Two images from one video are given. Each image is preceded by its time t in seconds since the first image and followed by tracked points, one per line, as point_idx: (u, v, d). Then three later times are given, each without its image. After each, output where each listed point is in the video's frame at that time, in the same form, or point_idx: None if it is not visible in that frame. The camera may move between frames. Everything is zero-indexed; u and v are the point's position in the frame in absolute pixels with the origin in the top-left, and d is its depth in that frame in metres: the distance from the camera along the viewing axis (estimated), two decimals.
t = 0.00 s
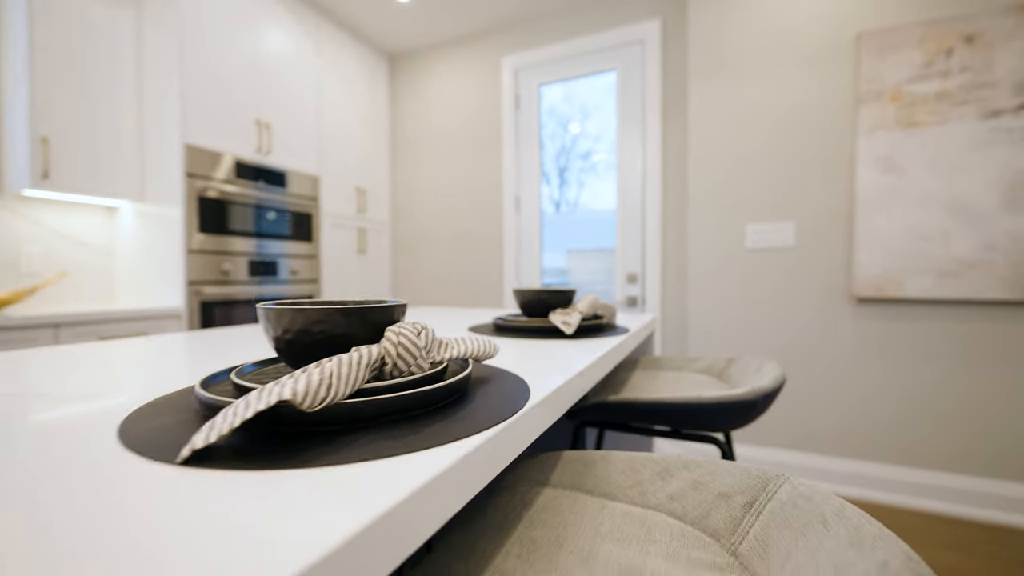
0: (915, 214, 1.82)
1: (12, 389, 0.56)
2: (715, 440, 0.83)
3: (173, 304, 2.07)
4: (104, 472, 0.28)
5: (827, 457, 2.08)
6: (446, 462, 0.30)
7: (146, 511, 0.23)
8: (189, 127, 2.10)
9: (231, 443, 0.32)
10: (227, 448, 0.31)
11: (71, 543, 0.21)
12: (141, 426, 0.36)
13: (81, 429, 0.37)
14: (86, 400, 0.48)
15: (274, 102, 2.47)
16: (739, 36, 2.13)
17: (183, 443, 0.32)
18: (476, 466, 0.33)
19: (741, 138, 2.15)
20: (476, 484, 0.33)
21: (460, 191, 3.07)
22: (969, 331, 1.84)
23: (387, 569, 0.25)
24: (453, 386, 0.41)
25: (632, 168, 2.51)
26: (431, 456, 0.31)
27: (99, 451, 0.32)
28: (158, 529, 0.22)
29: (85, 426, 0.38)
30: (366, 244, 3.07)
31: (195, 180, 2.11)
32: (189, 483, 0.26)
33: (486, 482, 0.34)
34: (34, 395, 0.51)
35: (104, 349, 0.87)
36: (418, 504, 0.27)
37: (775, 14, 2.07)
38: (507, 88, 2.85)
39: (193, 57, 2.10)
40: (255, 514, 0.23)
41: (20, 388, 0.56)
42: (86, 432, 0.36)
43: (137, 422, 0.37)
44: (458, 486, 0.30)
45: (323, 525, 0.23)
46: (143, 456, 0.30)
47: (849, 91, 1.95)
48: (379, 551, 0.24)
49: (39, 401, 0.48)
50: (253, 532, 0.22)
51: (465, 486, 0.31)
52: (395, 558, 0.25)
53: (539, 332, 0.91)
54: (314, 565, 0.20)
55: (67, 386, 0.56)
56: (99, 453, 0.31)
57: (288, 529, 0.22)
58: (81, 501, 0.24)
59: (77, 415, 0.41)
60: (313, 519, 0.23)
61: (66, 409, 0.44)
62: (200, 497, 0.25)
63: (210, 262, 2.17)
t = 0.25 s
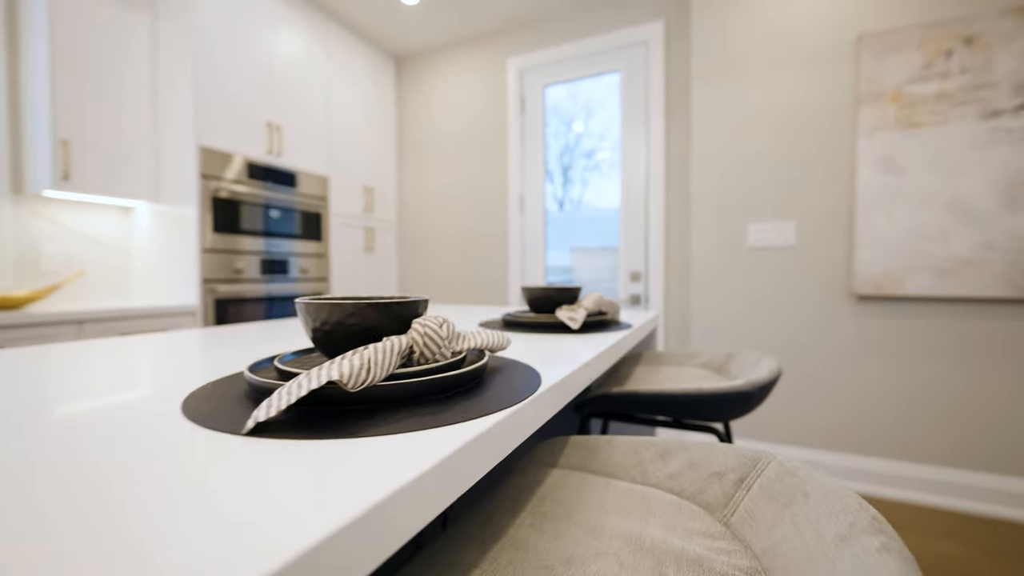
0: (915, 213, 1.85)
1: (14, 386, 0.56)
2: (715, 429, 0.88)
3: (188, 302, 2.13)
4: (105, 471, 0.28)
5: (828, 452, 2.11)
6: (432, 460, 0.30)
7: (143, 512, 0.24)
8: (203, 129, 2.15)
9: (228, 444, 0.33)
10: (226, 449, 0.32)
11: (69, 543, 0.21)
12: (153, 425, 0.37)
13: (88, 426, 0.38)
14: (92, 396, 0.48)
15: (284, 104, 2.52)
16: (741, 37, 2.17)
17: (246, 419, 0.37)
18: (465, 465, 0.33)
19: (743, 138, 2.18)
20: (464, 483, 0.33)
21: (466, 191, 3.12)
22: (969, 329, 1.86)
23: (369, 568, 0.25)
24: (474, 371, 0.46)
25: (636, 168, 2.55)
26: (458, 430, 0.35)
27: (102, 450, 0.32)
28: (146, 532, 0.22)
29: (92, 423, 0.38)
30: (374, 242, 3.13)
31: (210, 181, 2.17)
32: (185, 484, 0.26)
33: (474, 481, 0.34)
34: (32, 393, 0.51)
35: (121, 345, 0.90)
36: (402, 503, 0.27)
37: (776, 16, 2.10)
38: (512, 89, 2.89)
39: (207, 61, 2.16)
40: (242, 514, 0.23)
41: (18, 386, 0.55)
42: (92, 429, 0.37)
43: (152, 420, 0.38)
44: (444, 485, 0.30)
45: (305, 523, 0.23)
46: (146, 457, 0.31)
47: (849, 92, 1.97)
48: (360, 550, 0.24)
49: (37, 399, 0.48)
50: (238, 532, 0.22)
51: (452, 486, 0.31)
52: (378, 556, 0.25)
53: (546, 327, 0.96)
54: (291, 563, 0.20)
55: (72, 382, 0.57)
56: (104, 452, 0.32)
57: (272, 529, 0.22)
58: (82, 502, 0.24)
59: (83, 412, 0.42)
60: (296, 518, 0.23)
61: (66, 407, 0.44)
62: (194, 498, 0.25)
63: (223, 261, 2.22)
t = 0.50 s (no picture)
0: (914, 213, 1.89)
1: (24, 384, 0.56)
2: (715, 419, 0.93)
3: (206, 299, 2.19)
4: (104, 471, 0.28)
5: (830, 447, 2.13)
6: (422, 455, 0.30)
7: (144, 512, 0.23)
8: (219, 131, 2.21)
9: (227, 444, 0.33)
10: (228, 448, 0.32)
11: (69, 543, 0.21)
12: (158, 422, 0.37)
13: (95, 423, 0.38)
14: (104, 392, 0.49)
15: (296, 107, 2.58)
16: (744, 40, 2.21)
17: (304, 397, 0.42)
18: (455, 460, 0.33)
19: (745, 139, 2.22)
20: (454, 479, 0.33)
21: (472, 191, 3.17)
22: (968, 326, 1.88)
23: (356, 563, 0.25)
24: (493, 359, 0.51)
25: (640, 168, 2.59)
26: (481, 410, 0.40)
27: (102, 449, 0.32)
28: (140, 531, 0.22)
29: (100, 422, 0.38)
30: (383, 241, 3.19)
31: (226, 182, 2.23)
32: (185, 484, 0.26)
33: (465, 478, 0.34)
34: (38, 391, 0.51)
35: (145, 342, 0.94)
36: (391, 499, 0.27)
37: (778, 19, 2.13)
38: (518, 91, 2.94)
39: (222, 66, 2.22)
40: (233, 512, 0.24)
41: (23, 385, 0.56)
42: (98, 427, 0.37)
43: (162, 417, 0.39)
44: (433, 481, 0.31)
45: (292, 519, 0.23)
46: (149, 455, 0.30)
47: (850, 93, 2.01)
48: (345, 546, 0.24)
49: (42, 397, 0.48)
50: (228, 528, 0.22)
51: (442, 482, 0.32)
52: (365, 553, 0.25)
53: (554, 323, 1.02)
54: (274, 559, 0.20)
55: (83, 379, 0.58)
56: (104, 452, 0.31)
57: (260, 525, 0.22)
58: (82, 502, 0.24)
59: (90, 409, 0.42)
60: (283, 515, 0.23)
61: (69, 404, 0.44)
62: (195, 497, 0.25)
63: (238, 260, 2.28)
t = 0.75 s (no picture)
0: (913, 213, 1.92)
1: (41, 381, 0.58)
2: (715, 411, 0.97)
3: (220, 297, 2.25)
4: (105, 471, 0.29)
5: (831, 444, 2.15)
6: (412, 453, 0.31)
7: (151, 509, 0.24)
8: (232, 132, 2.27)
9: (228, 442, 0.33)
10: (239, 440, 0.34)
11: (75, 543, 0.21)
12: (159, 422, 0.38)
13: (100, 424, 0.39)
14: (115, 389, 0.51)
15: (306, 109, 2.64)
16: (746, 43, 2.24)
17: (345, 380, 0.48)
18: (446, 458, 0.34)
19: (748, 140, 2.26)
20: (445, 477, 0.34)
21: (478, 191, 3.22)
22: (967, 324, 1.91)
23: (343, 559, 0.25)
24: (508, 351, 0.57)
25: (643, 168, 2.63)
26: (497, 397, 0.44)
27: (106, 449, 0.32)
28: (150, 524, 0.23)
29: (107, 422, 0.39)
30: (390, 241, 3.24)
31: (239, 182, 2.29)
32: (185, 483, 0.27)
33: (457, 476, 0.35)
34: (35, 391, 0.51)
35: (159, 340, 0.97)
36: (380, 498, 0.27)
37: (780, 22, 2.16)
38: (523, 92, 2.98)
39: (236, 70, 2.28)
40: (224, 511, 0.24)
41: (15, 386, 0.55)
42: (102, 427, 0.37)
43: (164, 417, 0.40)
44: (423, 479, 0.31)
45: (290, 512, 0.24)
46: (150, 456, 0.31)
47: (851, 95, 2.04)
48: (330, 543, 0.24)
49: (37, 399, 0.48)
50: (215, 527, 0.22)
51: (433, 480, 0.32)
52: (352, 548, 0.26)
53: (561, 320, 1.07)
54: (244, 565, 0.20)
55: (83, 378, 0.58)
56: (108, 451, 0.32)
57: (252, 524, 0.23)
58: (85, 502, 0.25)
59: (95, 409, 0.43)
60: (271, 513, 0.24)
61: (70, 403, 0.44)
62: (198, 495, 0.26)
63: (249, 260, 2.33)
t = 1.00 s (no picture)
0: (913, 213, 1.96)
1: (66, 378, 0.60)
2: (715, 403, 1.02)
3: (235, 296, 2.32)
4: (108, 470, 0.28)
5: (833, 439, 2.19)
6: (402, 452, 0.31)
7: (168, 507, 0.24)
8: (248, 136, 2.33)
9: (233, 441, 0.33)
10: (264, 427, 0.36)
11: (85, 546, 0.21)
12: (165, 422, 0.38)
13: (108, 423, 0.38)
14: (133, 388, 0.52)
15: (318, 112, 2.70)
16: (749, 46, 2.28)
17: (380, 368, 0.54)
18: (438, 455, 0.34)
19: (751, 141, 2.29)
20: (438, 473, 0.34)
21: (485, 191, 3.27)
22: (966, 322, 1.95)
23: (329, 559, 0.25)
24: (523, 344, 0.62)
25: (647, 169, 2.67)
26: (513, 385, 0.50)
27: (111, 448, 0.32)
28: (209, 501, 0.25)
29: (115, 421, 0.39)
30: (398, 240, 3.31)
31: (252, 183, 2.34)
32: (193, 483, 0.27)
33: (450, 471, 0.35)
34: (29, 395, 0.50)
35: (178, 338, 1.00)
36: (367, 497, 0.27)
37: (783, 24, 2.20)
38: (529, 94, 3.03)
39: (251, 75, 2.35)
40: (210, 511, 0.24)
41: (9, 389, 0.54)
42: (109, 427, 0.37)
43: (170, 418, 0.39)
44: (413, 478, 0.31)
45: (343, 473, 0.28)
46: (154, 455, 0.31)
47: (852, 97, 2.08)
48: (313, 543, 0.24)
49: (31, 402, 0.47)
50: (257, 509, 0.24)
51: (424, 477, 0.32)
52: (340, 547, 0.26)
53: (568, 317, 1.12)
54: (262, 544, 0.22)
55: (84, 381, 0.57)
56: (114, 450, 0.32)
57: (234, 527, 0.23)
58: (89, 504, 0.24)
59: (93, 411, 0.42)
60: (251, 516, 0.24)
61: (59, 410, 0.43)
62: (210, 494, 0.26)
63: (261, 260, 2.39)
